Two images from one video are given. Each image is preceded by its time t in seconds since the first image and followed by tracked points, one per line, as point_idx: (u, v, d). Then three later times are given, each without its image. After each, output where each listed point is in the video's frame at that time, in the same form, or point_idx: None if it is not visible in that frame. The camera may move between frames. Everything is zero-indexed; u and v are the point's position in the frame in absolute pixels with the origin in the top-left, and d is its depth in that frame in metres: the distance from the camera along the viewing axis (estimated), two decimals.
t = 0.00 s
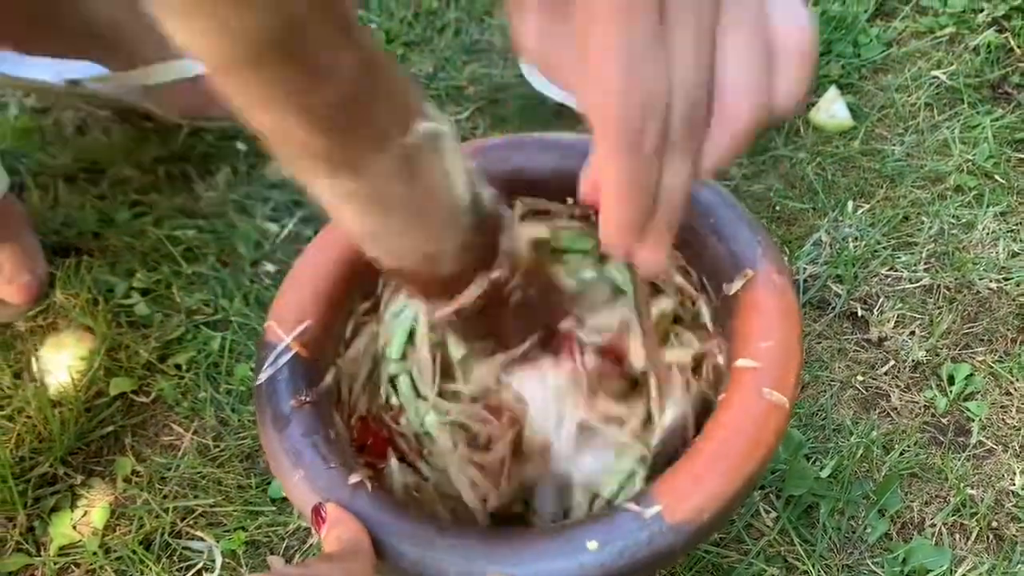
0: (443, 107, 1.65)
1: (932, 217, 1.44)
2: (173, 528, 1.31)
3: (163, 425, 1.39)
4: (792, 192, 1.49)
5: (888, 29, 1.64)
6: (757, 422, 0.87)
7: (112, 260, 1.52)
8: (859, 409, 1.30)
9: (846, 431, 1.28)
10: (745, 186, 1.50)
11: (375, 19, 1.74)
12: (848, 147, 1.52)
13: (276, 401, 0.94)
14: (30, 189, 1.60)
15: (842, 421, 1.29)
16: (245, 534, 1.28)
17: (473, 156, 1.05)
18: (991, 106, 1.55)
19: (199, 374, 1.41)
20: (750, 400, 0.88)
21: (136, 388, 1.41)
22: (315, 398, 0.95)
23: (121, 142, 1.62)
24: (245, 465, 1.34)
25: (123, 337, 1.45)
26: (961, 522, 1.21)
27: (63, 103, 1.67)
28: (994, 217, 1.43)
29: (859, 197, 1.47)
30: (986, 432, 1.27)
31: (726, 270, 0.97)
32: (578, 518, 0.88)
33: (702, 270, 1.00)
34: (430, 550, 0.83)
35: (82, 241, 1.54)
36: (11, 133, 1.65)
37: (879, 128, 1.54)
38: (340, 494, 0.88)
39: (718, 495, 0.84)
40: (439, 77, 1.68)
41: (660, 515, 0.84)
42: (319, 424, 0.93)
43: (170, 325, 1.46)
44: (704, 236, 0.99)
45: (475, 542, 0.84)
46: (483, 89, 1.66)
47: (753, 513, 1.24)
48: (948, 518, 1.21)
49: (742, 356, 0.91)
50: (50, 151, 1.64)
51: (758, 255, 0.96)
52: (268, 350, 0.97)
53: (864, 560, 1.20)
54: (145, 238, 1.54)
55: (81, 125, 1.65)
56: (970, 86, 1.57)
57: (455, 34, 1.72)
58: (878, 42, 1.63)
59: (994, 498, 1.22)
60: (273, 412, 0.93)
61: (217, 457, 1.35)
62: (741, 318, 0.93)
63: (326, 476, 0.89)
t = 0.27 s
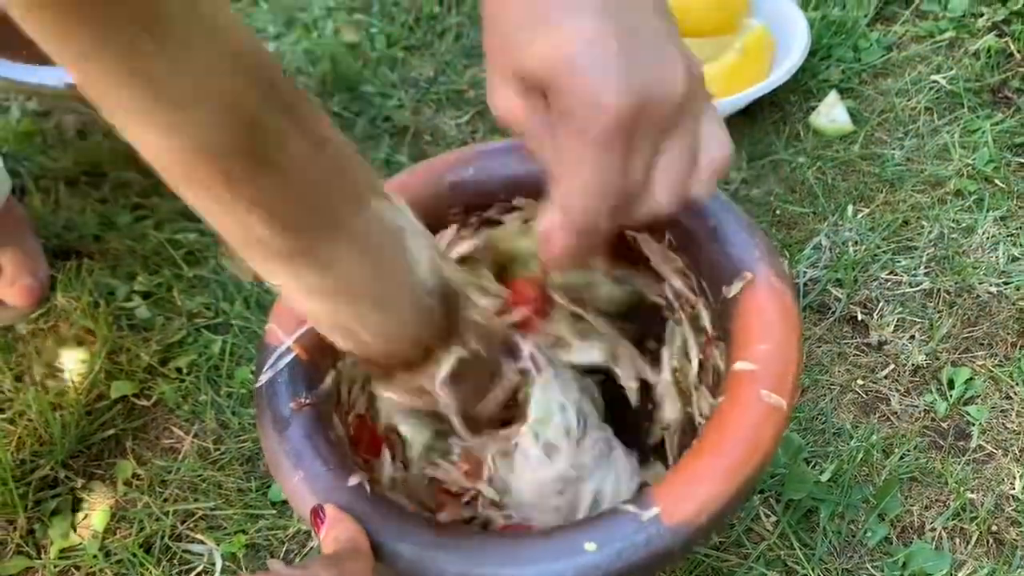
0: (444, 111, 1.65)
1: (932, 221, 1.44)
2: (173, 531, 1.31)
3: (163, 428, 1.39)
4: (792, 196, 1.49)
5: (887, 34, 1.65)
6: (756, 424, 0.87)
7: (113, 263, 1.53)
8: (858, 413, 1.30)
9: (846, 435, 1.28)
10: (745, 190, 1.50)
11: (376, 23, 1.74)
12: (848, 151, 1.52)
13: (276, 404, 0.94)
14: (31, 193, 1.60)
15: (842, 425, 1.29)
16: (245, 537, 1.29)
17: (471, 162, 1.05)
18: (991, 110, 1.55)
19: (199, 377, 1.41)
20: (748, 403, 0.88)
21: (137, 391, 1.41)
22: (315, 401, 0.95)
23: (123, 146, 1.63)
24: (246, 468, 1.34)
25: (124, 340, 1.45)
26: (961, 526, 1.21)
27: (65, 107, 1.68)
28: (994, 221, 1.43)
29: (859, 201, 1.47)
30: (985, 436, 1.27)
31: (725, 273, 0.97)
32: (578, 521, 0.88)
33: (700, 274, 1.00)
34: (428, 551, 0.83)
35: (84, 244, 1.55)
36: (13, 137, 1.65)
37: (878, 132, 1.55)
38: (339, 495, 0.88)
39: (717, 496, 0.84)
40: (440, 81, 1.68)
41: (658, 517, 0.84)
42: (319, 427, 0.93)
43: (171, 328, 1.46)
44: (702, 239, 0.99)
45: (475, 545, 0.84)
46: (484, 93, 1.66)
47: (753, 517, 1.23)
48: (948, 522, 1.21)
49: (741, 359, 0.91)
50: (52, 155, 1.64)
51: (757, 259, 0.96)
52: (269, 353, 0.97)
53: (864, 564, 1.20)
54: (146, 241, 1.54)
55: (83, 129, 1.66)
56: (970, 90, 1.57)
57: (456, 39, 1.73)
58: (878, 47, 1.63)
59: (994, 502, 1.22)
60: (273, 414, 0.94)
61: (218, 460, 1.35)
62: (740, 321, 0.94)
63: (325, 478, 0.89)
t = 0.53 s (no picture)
0: (444, 112, 1.66)
1: (930, 221, 1.44)
2: (174, 530, 1.31)
3: (164, 427, 1.39)
4: (790, 197, 1.50)
5: (886, 35, 1.65)
6: (754, 423, 0.87)
7: (114, 263, 1.53)
8: (857, 413, 1.30)
9: (845, 434, 1.28)
10: (744, 191, 1.51)
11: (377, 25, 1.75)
12: (846, 152, 1.53)
13: (277, 402, 0.94)
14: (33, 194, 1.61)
15: (841, 425, 1.29)
16: (246, 536, 1.29)
17: (473, 160, 1.06)
18: (989, 111, 1.56)
19: (200, 377, 1.42)
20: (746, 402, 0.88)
21: (138, 391, 1.42)
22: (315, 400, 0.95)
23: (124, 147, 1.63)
24: (246, 468, 1.35)
25: (125, 340, 1.46)
26: (959, 524, 1.21)
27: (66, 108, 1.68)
28: (992, 222, 1.43)
29: (858, 202, 1.48)
30: (983, 435, 1.27)
31: (723, 273, 0.97)
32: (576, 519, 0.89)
33: (700, 274, 1.00)
34: (427, 549, 0.84)
35: (85, 245, 1.55)
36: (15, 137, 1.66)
37: (877, 133, 1.55)
38: (339, 493, 0.88)
39: (715, 495, 0.85)
40: (440, 82, 1.69)
41: (657, 515, 0.84)
42: (319, 425, 0.93)
43: (172, 328, 1.46)
44: (701, 239, 0.99)
45: (474, 542, 0.84)
46: (483, 94, 1.67)
47: (751, 516, 1.24)
48: (946, 521, 1.22)
49: (739, 359, 0.91)
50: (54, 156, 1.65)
51: (755, 258, 0.96)
52: (269, 351, 0.97)
53: (862, 563, 1.20)
54: (147, 241, 1.55)
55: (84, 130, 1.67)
56: (969, 91, 1.58)
57: (456, 40, 1.73)
58: (877, 48, 1.64)
59: (992, 501, 1.23)
60: (273, 413, 0.94)
61: (218, 459, 1.36)
62: (738, 321, 0.94)
63: (325, 476, 0.90)
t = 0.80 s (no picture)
0: (444, 114, 1.66)
1: (931, 223, 1.44)
2: (173, 532, 1.31)
3: (163, 430, 1.39)
4: (791, 199, 1.49)
5: (887, 37, 1.65)
6: (756, 423, 0.87)
7: (114, 265, 1.53)
8: (857, 416, 1.30)
9: (845, 437, 1.28)
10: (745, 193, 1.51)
11: (377, 26, 1.75)
12: (847, 154, 1.53)
13: (278, 402, 0.94)
14: (32, 195, 1.61)
15: (841, 428, 1.29)
16: (245, 539, 1.29)
17: (473, 161, 1.05)
18: (990, 113, 1.55)
19: (200, 379, 1.42)
20: (749, 402, 0.88)
21: (137, 393, 1.41)
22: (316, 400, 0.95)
23: (124, 148, 1.63)
24: (246, 470, 1.34)
25: (124, 342, 1.46)
26: (960, 528, 1.21)
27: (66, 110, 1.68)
28: (993, 224, 1.43)
29: (858, 204, 1.47)
30: (984, 438, 1.27)
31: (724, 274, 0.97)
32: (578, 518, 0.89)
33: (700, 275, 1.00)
34: (429, 549, 0.84)
35: (84, 246, 1.55)
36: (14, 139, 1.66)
37: (877, 135, 1.55)
38: (341, 493, 0.88)
39: (717, 495, 0.84)
40: (440, 84, 1.69)
41: (659, 516, 0.84)
42: (320, 426, 0.93)
43: (172, 331, 1.46)
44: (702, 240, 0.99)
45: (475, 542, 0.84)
46: (483, 96, 1.67)
47: (752, 519, 1.24)
48: (947, 524, 1.21)
49: (741, 359, 0.91)
50: (53, 157, 1.65)
51: (756, 259, 0.96)
52: (270, 352, 0.97)
53: (863, 566, 1.20)
54: (147, 243, 1.54)
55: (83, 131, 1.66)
56: (969, 93, 1.58)
57: (456, 41, 1.73)
58: (877, 49, 1.64)
59: (993, 504, 1.22)
60: (274, 413, 0.94)
61: (218, 462, 1.35)
62: (739, 322, 0.94)
63: (327, 476, 0.89)
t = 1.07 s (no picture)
0: (447, 113, 1.66)
1: (934, 221, 1.44)
2: (177, 532, 1.31)
3: (166, 429, 1.39)
4: (794, 197, 1.49)
5: (890, 35, 1.65)
6: (761, 423, 0.87)
7: (116, 265, 1.53)
8: (862, 414, 1.30)
9: (850, 435, 1.28)
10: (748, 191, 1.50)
11: (379, 25, 1.74)
12: (850, 153, 1.53)
13: (281, 405, 0.94)
14: (34, 195, 1.60)
15: (845, 426, 1.29)
16: (249, 538, 1.29)
17: (475, 161, 1.05)
18: (993, 112, 1.55)
19: (202, 378, 1.41)
20: (752, 402, 0.88)
21: (140, 392, 1.41)
22: (319, 402, 0.95)
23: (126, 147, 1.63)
24: (249, 469, 1.34)
25: (127, 341, 1.45)
26: (965, 526, 1.21)
27: (68, 109, 1.68)
28: (996, 222, 1.43)
29: (862, 202, 1.47)
30: (989, 436, 1.27)
31: (729, 273, 0.97)
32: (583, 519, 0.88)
33: (705, 275, 1.00)
34: (433, 551, 0.83)
35: (87, 246, 1.55)
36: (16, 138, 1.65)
37: (881, 133, 1.55)
38: (345, 496, 0.88)
39: (721, 495, 0.84)
40: (443, 83, 1.68)
41: (664, 516, 0.84)
42: (324, 427, 0.93)
43: (174, 330, 1.46)
44: (706, 240, 0.99)
45: (481, 543, 0.84)
46: (486, 94, 1.67)
47: (756, 517, 1.24)
48: (952, 522, 1.21)
49: (745, 358, 0.91)
50: (55, 156, 1.65)
51: (760, 258, 0.96)
52: (274, 354, 0.97)
53: (867, 564, 1.20)
54: (149, 242, 1.54)
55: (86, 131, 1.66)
56: (972, 92, 1.57)
57: (458, 40, 1.73)
58: (880, 48, 1.63)
59: (998, 502, 1.22)
60: (277, 416, 0.93)
61: (221, 461, 1.35)
62: (743, 321, 0.94)
63: (330, 479, 0.89)
